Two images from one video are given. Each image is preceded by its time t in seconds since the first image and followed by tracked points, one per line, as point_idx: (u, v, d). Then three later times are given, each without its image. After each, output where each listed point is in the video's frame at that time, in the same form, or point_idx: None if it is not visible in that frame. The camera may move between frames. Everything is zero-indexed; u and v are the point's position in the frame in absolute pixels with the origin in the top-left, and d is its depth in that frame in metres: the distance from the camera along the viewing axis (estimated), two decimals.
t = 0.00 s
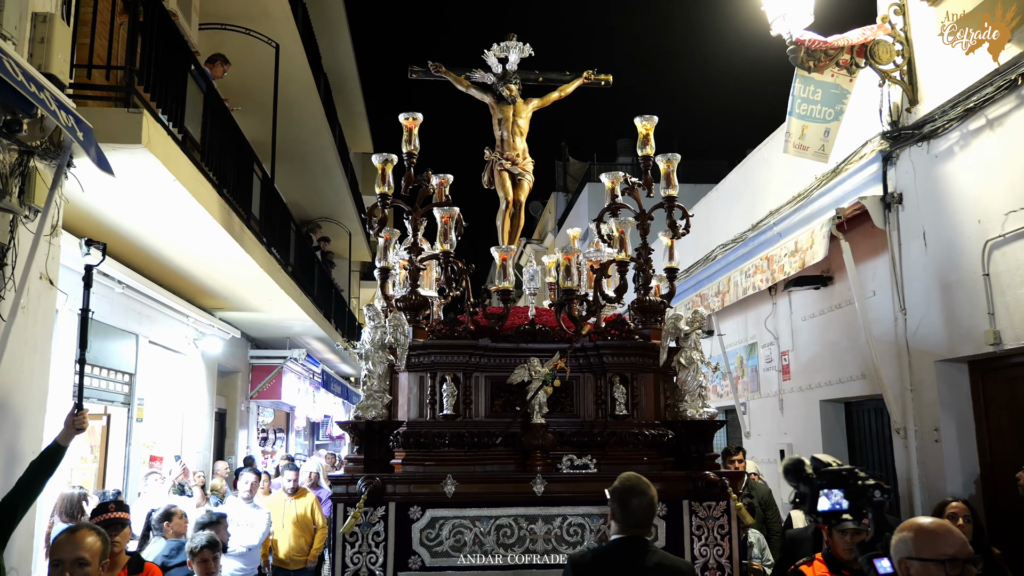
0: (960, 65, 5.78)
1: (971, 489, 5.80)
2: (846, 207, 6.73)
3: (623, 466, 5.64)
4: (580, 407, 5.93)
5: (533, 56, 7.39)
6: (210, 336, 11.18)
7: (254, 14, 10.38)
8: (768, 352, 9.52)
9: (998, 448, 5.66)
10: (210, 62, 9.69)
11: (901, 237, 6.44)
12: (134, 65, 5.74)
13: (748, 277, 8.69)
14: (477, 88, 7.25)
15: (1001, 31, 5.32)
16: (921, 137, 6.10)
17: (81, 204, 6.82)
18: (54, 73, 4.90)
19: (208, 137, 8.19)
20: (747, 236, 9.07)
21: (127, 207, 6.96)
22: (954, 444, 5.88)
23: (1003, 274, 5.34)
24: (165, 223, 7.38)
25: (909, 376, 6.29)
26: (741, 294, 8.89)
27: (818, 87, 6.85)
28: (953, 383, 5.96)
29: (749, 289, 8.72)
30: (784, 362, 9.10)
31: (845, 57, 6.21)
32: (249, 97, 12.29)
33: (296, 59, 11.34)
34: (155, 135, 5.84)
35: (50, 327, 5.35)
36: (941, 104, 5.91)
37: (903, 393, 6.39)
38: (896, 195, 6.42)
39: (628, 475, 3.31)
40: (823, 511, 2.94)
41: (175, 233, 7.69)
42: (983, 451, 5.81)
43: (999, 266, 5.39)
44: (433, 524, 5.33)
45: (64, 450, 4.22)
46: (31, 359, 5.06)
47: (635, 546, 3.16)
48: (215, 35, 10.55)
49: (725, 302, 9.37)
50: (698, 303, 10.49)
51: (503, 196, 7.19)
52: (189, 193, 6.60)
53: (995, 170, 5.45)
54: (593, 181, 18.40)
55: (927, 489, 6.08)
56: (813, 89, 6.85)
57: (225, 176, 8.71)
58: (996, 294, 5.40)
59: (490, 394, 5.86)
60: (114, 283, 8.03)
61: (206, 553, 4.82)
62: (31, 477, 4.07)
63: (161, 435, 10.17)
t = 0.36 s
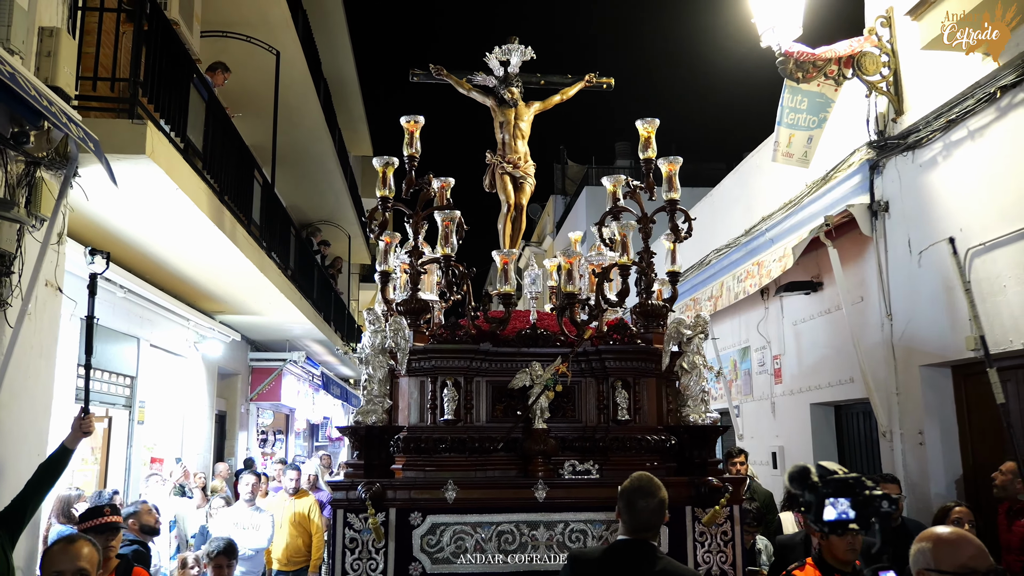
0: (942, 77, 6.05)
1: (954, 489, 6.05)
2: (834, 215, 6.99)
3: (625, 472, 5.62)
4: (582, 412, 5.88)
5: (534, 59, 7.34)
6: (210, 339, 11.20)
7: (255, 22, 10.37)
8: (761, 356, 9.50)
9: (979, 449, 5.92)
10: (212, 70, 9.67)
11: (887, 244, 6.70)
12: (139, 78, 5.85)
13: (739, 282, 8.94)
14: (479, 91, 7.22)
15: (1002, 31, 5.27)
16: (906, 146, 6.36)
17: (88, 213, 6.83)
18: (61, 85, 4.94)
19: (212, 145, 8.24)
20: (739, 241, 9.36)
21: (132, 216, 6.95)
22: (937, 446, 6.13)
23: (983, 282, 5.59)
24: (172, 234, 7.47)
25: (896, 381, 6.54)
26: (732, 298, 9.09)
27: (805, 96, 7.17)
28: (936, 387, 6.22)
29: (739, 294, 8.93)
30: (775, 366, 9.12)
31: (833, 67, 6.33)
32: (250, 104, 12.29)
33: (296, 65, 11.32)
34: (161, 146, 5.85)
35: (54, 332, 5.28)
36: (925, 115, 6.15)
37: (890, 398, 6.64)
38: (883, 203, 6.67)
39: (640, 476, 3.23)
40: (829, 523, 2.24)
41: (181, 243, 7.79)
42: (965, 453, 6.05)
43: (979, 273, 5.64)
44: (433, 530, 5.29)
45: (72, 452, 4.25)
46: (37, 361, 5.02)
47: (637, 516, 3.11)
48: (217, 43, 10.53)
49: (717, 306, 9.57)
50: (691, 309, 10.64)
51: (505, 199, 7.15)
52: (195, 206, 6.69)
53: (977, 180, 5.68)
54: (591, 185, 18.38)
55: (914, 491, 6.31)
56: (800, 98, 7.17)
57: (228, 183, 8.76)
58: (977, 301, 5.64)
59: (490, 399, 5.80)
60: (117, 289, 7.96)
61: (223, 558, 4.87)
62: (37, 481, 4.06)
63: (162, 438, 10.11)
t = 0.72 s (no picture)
0: (921, 88, 6.26)
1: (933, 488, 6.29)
2: (818, 221, 7.27)
3: (627, 471, 5.62)
4: (584, 411, 5.86)
5: (537, 56, 7.32)
6: (209, 341, 11.16)
7: (255, 28, 10.35)
8: (751, 358, 9.83)
9: (958, 450, 6.17)
10: (211, 75, 9.66)
11: (870, 251, 6.93)
12: (138, 86, 5.80)
13: (728, 285, 9.23)
14: (481, 88, 7.21)
15: (1002, 31, 5.32)
16: (887, 155, 6.59)
17: (90, 220, 6.87)
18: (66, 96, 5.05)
19: (209, 151, 8.24)
20: (730, 247, 9.66)
21: (132, 222, 6.97)
22: (915, 446, 6.38)
23: (959, 289, 5.83)
24: (174, 242, 7.58)
25: (877, 383, 6.79)
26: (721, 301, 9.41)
27: (789, 106, 7.36)
28: (916, 389, 6.46)
29: (729, 296, 9.26)
30: (765, 368, 9.42)
31: (817, 78, 6.48)
32: (249, 109, 12.28)
33: (295, 75, 11.31)
34: (160, 154, 5.86)
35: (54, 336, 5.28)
36: (905, 125, 6.38)
37: (872, 401, 6.88)
38: (865, 210, 6.92)
39: (593, 481, 3.13)
40: (858, 524, 2.17)
41: (180, 249, 7.85)
42: (944, 454, 6.29)
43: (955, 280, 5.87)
44: (436, 528, 5.26)
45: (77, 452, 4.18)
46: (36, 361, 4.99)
47: (581, 500, 3.07)
48: (216, 49, 10.53)
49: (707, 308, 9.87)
50: (684, 312, 10.92)
51: (506, 197, 7.13)
52: (199, 215, 6.81)
53: (954, 190, 5.91)
54: (589, 187, 18.39)
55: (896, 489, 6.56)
56: (785, 108, 7.36)
57: (228, 190, 8.78)
58: (953, 306, 5.88)
59: (493, 398, 5.79)
60: (116, 290, 7.94)
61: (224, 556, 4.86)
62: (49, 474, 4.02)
63: (160, 438, 10.13)
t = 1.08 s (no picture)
0: (902, 101, 6.57)
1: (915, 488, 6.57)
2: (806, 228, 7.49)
3: (621, 473, 5.60)
4: (578, 413, 5.86)
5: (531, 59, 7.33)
6: (207, 343, 11.04)
7: (254, 35, 10.36)
8: (740, 361, 9.91)
9: (938, 450, 6.46)
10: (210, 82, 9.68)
11: (855, 257, 7.22)
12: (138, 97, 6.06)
13: (719, 290, 9.40)
14: (475, 91, 7.21)
15: (1001, 31, 5.36)
16: (871, 164, 6.90)
17: (96, 227, 6.98)
18: (71, 104, 5.40)
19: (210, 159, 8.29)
20: (723, 249, 9.87)
21: (136, 229, 7.04)
22: (898, 446, 6.66)
23: (940, 295, 6.13)
24: (178, 250, 7.71)
25: (861, 385, 7.06)
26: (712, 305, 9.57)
27: (777, 117, 7.61)
28: (898, 394, 6.71)
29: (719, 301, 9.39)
30: (753, 371, 9.56)
31: (802, 89, 6.73)
32: (247, 116, 12.29)
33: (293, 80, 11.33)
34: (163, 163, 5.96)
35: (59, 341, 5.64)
36: (888, 136, 6.68)
37: (857, 402, 7.14)
38: (850, 217, 7.20)
39: (581, 482, 3.11)
40: (879, 530, 2.00)
41: (181, 256, 7.91)
42: (925, 456, 6.58)
43: (936, 285, 6.18)
44: (429, 531, 5.25)
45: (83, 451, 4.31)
46: (41, 361, 5.33)
47: (568, 501, 3.04)
48: (215, 55, 10.55)
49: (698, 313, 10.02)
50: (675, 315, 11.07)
51: (500, 200, 7.13)
52: (199, 223, 6.94)
53: (934, 201, 6.21)
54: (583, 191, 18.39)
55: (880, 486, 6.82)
56: (772, 118, 7.62)
57: (226, 191, 8.74)
58: (934, 311, 6.19)
59: (486, 400, 5.78)
60: (117, 293, 7.93)
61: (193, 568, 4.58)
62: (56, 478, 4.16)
63: (160, 438, 10.14)
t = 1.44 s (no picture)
0: (893, 111, 6.56)
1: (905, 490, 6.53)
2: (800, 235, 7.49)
3: (617, 476, 5.55)
4: (572, 415, 5.80)
5: (525, 58, 7.27)
6: (211, 345, 11.02)
7: (255, 42, 10.30)
8: (736, 364, 9.88)
9: (929, 453, 6.44)
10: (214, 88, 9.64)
11: (847, 263, 7.17)
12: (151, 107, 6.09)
13: (715, 295, 9.39)
14: (469, 89, 7.15)
15: (1001, 31, 5.31)
16: (863, 172, 6.82)
17: (102, 231, 7.05)
18: (82, 116, 5.50)
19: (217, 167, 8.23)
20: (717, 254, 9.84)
21: (141, 232, 7.09)
22: (888, 449, 6.62)
23: (931, 300, 6.09)
24: (181, 254, 7.74)
25: (853, 389, 7.02)
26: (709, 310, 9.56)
27: (772, 126, 7.54)
28: (889, 396, 6.68)
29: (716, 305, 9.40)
30: (749, 374, 9.51)
31: (796, 98, 6.80)
32: (249, 120, 12.23)
33: (297, 87, 11.27)
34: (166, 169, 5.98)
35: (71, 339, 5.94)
36: (879, 144, 6.62)
37: (849, 404, 7.11)
38: (843, 224, 7.14)
39: (626, 490, 3.03)
40: (903, 546, 2.26)
41: (183, 259, 7.91)
42: (916, 456, 6.55)
43: (926, 292, 6.14)
44: (420, 533, 5.19)
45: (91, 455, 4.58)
46: (52, 364, 5.61)
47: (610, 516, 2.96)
48: (218, 61, 10.49)
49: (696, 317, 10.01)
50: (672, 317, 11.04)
51: (495, 200, 7.08)
52: (204, 228, 6.98)
53: (925, 207, 6.17)
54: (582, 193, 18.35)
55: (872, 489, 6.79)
56: (767, 127, 7.55)
57: (230, 197, 8.64)
58: (923, 317, 6.16)
59: (479, 401, 5.74)
60: (124, 297, 7.87)
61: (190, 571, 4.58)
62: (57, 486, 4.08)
63: (163, 439, 10.03)
